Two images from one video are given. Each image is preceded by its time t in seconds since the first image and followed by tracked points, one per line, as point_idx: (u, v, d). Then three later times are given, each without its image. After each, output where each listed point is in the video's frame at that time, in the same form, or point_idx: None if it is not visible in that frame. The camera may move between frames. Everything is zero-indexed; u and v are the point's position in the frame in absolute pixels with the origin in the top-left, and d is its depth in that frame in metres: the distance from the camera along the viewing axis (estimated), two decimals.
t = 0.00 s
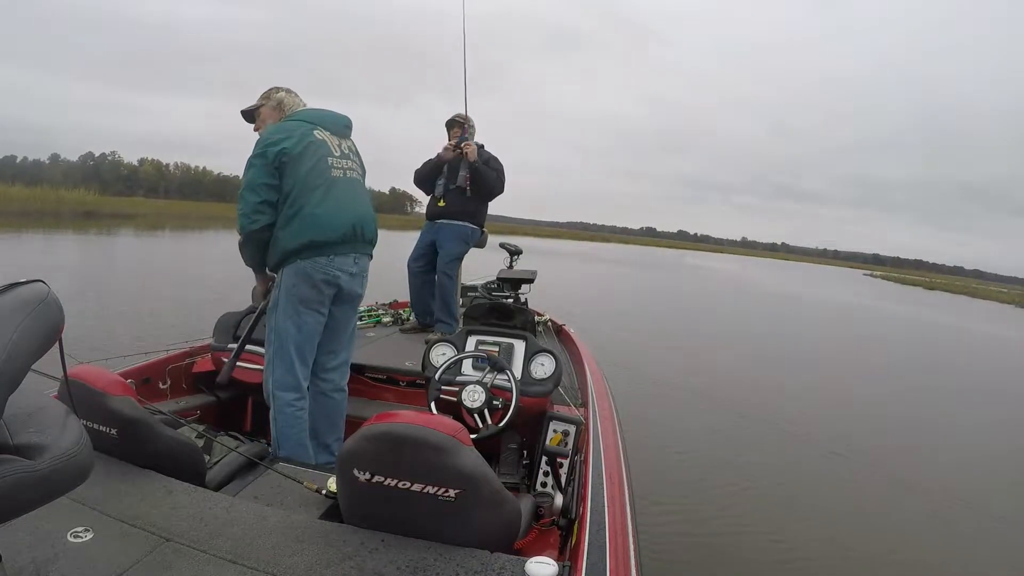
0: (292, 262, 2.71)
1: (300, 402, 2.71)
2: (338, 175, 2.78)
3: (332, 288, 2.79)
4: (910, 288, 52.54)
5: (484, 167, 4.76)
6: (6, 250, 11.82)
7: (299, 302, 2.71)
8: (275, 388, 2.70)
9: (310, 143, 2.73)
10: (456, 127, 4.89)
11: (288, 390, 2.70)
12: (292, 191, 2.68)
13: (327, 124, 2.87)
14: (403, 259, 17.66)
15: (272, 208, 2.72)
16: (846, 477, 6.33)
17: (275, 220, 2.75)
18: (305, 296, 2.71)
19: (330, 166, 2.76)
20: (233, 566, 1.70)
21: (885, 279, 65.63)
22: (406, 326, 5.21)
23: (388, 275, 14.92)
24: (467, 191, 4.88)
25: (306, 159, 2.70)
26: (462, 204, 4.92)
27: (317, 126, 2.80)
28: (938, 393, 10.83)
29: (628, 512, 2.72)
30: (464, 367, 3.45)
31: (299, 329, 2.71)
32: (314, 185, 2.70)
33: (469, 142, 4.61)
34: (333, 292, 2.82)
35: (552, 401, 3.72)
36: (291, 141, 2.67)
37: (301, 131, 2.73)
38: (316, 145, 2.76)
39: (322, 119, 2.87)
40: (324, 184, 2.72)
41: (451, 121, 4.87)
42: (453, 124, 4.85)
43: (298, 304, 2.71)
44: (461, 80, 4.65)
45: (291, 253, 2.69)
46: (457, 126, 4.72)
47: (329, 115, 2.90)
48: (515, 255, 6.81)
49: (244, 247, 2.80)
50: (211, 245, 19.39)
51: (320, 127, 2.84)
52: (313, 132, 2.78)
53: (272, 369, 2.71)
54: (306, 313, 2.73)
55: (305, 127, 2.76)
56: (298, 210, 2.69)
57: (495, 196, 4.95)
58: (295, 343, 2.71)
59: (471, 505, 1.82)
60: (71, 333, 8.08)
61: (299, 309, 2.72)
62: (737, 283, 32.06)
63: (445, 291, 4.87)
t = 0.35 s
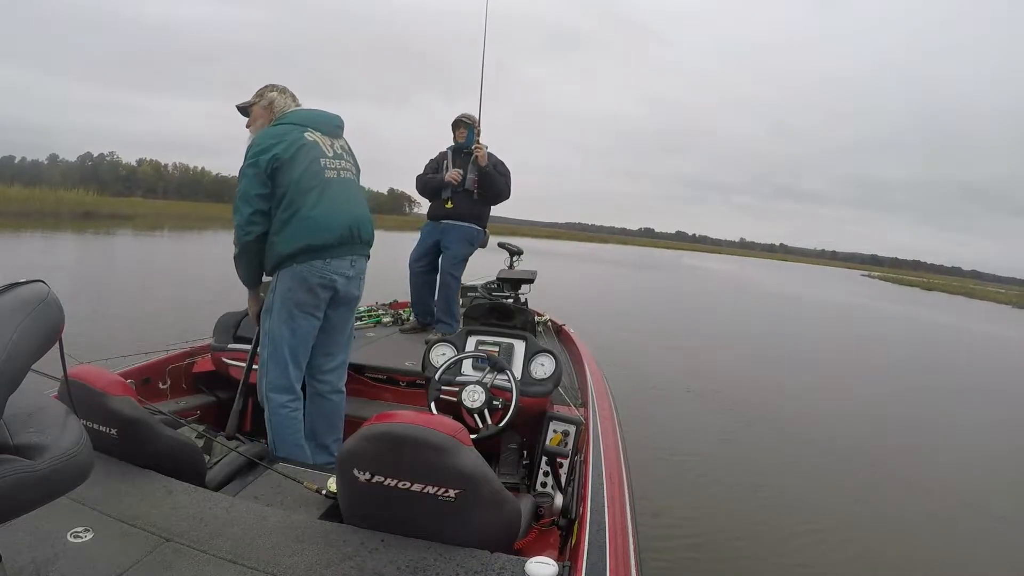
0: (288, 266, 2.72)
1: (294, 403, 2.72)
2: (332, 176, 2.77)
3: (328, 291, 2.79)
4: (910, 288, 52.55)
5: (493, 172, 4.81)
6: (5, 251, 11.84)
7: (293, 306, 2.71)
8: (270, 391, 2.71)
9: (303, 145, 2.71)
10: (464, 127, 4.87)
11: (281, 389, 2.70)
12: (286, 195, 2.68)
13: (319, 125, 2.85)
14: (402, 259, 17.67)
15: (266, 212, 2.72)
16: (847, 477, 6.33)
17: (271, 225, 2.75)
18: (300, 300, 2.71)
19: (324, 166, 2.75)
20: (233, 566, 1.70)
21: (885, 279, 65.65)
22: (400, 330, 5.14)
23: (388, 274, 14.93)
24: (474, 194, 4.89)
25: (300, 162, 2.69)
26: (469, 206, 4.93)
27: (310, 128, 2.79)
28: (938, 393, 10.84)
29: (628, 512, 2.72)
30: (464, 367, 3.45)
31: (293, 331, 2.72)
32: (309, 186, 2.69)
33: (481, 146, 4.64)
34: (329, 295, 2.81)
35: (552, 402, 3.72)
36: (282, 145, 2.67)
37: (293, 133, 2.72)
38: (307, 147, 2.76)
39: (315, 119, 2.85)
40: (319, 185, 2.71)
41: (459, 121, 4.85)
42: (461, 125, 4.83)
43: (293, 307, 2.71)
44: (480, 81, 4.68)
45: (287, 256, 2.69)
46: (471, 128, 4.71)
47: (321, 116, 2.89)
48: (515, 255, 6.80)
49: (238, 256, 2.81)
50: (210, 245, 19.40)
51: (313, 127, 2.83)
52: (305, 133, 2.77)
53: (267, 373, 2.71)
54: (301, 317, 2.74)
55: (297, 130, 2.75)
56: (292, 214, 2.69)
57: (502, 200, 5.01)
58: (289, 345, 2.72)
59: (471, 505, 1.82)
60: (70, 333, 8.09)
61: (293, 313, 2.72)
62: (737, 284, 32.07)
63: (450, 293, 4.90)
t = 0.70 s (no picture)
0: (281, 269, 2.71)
1: (290, 405, 2.73)
2: (320, 177, 2.74)
3: (323, 296, 2.75)
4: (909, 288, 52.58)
5: (490, 173, 4.79)
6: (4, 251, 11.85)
7: (287, 312, 2.69)
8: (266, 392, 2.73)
9: (289, 147, 2.71)
10: (459, 128, 4.85)
11: (276, 391, 2.72)
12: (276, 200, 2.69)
13: (309, 126, 2.84)
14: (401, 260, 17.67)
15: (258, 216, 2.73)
16: (847, 477, 6.33)
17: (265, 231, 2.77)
18: (294, 306, 2.69)
19: (311, 167, 2.73)
20: (233, 566, 1.70)
21: (884, 279, 65.65)
22: (400, 330, 5.15)
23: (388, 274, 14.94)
24: (472, 195, 4.87)
25: (287, 164, 2.69)
26: (468, 207, 4.91)
27: (297, 129, 2.78)
28: (938, 393, 10.84)
29: (628, 512, 2.72)
30: (464, 366, 3.45)
31: (286, 337, 2.71)
32: (296, 188, 2.68)
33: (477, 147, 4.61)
34: (325, 300, 2.77)
35: (552, 401, 3.72)
36: (269, 149, 2.68)
37: (280, 137, 2.73)
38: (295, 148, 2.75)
39: (304, 120, 2.84)
40: (306, 186, 2.70)
41: (453, 123, 4.84)
42: (456, 125, 4.82)
43: (287, 314, 2.70)
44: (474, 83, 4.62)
45: (279, 262, 2.69)
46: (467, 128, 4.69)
47: (312, 118, 2.88)
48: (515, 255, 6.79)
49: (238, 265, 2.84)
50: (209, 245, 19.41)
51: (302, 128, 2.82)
52: (293, 136, 2.76)
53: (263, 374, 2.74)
54: (295, 324, 2.71)
55: (284, 133, 2.75)
56: (283, 218, 2.69)
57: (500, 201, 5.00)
58: (284, 349, 2.72)
59: (471, 504, 1.82)
60: (69, 333, 8.09)
61: (287, 319, 2.70)
62: (737, 284, 32.07)
63: (450, 295, 4.92)
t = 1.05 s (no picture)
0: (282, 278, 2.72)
1: (283, 401, 2.74)
2: (329, 189, 2.71)
3: (322, 306, 2.73)
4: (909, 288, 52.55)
5: (472, 168, 4.69)
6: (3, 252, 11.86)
7: (285, 318, 2.70)
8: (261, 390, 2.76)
9: (301, 159, 2.71)
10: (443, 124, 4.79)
11: (269, 389, 2.74)
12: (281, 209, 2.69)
13: (328, 140, 2.84)
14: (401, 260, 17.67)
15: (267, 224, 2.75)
16: (847, 476, 6.34)
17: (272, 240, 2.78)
18: (292, 314, 2.69)
19: (320, 179, 2.71)
20: (232, 566, 1.70)
21: (884, 279, 65.66)
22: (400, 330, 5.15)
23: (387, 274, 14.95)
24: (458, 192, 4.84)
25: (297, 174, 2.69)
26: (455, 205, 4.90)
27: (315, 142, 2.78)
28: (939, 393, 10.84)
29: (627, 512, 2.72)
30: (463, 366, 3.46)
31: (282, 342, 2.72)
32: (302, 198, 2.67)
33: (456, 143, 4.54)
34: (324, 310, 2.75)
35: (551, 402, 3.72)
36: (282, 159, 2.70)
37: (296, 148, 2.74)
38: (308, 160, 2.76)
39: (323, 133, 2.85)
40: (312, 197, 2.67)
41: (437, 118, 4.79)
42: (439, 121, 4.77)
43: (285, 320, 2.70)
44: (450, 76, 4.43)
45: (281, 270, 2.69)
46: (446, 126, 4.66)
47: (333, 132, 2.89)
48: (515, 255, 6.79)
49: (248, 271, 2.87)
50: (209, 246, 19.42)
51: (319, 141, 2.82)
52: (309, 147, 2.77)
53: (259, 374, 2.76)
54: (292, 330, 2.71)
55: (300, 145, 2.77)
56: (286, 227, 2.68)
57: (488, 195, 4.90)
58: (280, 352, 2.73)
59: (470, 504, 1.82)
60: (69, 333, 8.10)
61: (285, 325, 2.71)
62: (737, 284, 32.06)
63: (444, 293, 4.89)
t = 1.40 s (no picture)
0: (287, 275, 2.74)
1: (285, 400, 2.74)
2: (334, 190, 2.72)
3: (325, 306, 2.72)
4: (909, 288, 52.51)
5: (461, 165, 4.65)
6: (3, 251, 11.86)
7: (288, 317, 2.70)
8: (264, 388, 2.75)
9: (311, 162, 2.75)
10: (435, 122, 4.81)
11: (271, 388, 2.74)
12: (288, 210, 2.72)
13: (340, 146, 2.87)
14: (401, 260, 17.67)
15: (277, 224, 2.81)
16: (847, 475, 6.35)
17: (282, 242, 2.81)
18: (295, 312, 2.69)
19: (327, 181, 2.73)
20: (231, 566, 1.70)
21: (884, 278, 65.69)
22: (400, 330, 5.14)
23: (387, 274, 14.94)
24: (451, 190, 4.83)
25: (304, 175, 2.73)
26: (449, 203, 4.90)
27: (327, 147, 2.82)
28: (939, 393, 10.84)
29: (626, 512, 2.72)
30: (462, 367, 3.46)
31: (285, 339, 2.72)
32: (307, 199, 2.68)
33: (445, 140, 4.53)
34: (327, 309, 2.74)
35: (550, 402, 3.72)
36: (293, 163, 2.75)
37: (307, 154, 2.80)
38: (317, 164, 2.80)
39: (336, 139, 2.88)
40: (316, 197, 2.68)
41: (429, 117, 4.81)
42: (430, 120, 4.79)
43: (288, 318, 2.70)
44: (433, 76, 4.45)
45: (285, 269, 2.71)
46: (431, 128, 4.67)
47: (346, 139, 2.92)
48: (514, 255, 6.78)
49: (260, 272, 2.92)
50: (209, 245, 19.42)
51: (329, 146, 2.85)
52: (320, 152, 2.81)
53: (263, 371, 2.76)
54: (295, 328, 2.71)
55: (312, 151, 2.81)
56: (291, 227, 2.70)
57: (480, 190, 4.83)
58: (283, 351, 2.73)
59: (469, 504, 1.82)
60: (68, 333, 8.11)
61: (288, 324, 2.71)
62: (737, 284, 32.04)
63: (444, 293, 4.90)
